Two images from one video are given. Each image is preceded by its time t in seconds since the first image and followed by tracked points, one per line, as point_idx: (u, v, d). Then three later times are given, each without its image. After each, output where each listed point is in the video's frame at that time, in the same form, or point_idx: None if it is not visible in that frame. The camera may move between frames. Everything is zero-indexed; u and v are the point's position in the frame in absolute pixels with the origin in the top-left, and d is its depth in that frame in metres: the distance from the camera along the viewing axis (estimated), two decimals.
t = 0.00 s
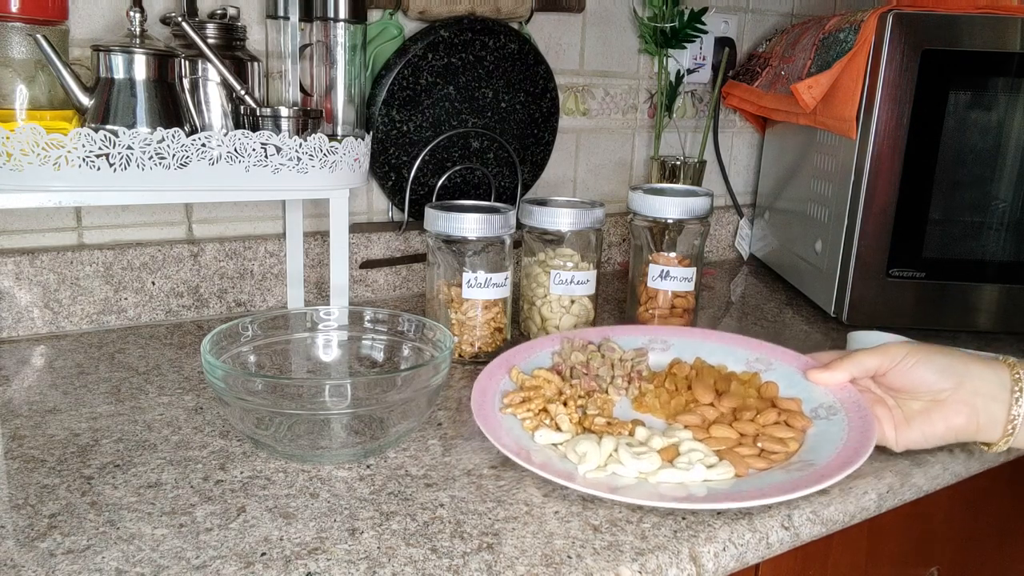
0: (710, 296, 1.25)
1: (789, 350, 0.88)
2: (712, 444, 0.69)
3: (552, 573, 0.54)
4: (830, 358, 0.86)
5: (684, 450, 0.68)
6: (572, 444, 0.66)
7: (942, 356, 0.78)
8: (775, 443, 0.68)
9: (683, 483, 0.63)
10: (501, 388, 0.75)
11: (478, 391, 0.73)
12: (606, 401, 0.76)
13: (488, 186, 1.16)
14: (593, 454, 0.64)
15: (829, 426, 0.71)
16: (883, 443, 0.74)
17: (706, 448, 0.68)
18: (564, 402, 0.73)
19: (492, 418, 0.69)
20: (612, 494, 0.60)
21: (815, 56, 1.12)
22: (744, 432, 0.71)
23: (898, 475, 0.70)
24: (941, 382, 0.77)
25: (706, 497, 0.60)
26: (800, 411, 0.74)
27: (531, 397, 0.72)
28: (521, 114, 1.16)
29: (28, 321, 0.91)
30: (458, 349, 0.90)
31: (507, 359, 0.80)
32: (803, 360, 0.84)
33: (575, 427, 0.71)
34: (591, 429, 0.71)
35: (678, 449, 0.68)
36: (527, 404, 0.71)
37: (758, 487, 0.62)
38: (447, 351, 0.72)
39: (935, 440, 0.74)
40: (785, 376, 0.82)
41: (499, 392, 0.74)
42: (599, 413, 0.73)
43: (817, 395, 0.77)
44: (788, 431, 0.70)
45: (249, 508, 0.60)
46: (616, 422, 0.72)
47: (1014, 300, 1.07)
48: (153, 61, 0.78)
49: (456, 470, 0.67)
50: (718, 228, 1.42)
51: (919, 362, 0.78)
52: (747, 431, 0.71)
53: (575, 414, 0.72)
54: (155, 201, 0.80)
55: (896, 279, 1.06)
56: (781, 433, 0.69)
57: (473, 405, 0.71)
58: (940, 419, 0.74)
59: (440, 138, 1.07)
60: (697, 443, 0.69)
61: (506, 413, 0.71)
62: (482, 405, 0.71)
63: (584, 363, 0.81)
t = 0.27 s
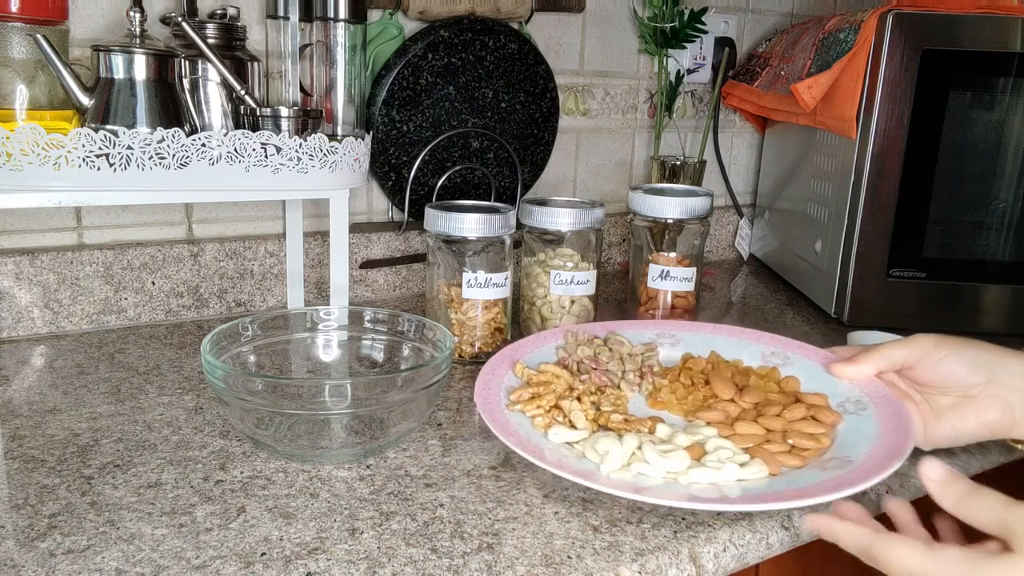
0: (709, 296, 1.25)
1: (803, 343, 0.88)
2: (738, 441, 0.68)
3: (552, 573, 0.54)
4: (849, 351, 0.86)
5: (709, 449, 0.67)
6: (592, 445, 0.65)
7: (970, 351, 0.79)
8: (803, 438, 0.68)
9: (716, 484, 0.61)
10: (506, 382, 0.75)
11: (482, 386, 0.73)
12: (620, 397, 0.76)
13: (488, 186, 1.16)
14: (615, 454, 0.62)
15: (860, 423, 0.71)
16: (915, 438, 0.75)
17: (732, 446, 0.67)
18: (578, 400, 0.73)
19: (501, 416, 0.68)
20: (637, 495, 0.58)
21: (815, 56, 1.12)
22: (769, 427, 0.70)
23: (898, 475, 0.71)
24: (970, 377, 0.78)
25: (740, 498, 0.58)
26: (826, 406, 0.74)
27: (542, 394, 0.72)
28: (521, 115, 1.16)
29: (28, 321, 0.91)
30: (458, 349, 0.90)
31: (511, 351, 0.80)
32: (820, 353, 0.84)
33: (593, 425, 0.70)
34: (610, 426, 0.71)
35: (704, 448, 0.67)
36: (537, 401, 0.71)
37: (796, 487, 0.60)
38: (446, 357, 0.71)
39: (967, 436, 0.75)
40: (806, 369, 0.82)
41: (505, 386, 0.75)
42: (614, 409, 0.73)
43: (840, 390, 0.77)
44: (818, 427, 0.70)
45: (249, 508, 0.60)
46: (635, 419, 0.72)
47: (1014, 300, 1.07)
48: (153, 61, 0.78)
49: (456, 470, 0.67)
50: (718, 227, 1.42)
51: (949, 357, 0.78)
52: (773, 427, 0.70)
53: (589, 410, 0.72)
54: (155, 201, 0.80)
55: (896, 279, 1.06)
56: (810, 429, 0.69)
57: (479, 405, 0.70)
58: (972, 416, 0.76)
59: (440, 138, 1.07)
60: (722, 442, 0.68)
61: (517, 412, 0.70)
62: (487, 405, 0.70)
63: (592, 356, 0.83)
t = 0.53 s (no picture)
0: (709, 296, 1.25)
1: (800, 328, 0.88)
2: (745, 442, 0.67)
3: (552, 573, 0.54)
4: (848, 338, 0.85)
5: (717, 451, 0.66)
6: (599, 452, 0.63)
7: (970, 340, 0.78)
8: (812, 438, 0.66)
9: (727, 490, 0.60)
10: (508, 382, 0.74)
11: (485, 386, 0.71)
12: (623, 394, 0.75)
13: (488, 186, 1.16)
14: (624, 463, 0.60)
15: (864, 417, 0.70)
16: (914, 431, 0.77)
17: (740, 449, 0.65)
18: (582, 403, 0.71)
19: (507, 420, 0.66)
20: (649, 507, 0.56)
21: (815, 56, 1.12)
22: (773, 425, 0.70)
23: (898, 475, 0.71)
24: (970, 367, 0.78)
25: (752, 506, 0.57)
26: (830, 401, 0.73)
27: (545, 396, 0.70)
28: (521, 114, 1.16)
29: (28, 321, 0.91)
30: (458, 349, 0.91)
31: (512, 349, 0.79)
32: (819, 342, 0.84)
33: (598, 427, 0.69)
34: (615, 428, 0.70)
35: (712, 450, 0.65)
36: (541, 404, 0.69)
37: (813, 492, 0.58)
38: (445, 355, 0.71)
39: (965, 426, 0.77)
40: (806, 360, 0.81)
41: (507, 387, 0.73)
42: (619, 411, 0.72)
43: (841, 380, 0.76)
44: (821, 423, 0.68)
45: (250, 508, 0.60)
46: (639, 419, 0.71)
47: (1015, 300, 1.07)
48: (153, 61, 0.78)
49: (456, 470, 0.67)
50: (718, 227, 1.42)
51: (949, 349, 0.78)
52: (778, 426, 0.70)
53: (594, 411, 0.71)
54: (155, 201, 0.80)
55: (895, 279, 1.06)
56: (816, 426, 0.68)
57: (484, 407, 0.67)
58: (971, 406, 0.77)
59: (440, 138, 1.07)
60: (729, 444, 0.67)
61: (521, 414, 0.69)
62: (492, 408, 0.67)
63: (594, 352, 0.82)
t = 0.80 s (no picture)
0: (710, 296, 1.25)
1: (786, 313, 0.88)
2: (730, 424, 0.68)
3: (552, 573, 0.54)
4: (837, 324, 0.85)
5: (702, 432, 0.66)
6: (584, 432, 0.63)
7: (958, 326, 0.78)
8: (798, 420, 0.67)
9: (712, 471, 0.60)
10: (492, 364, 0.74)
11: (470, 371, 0.71)
12: (607, 376, 0.75)
13: (488, 186, 1.16)
14: (609, 444, 0.61)
15: (851, 401, 0.70)
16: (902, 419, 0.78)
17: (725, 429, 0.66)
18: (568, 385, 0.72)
19: (491, 403, 0.66)
20: (636, 488, 0.57)
21: (815, 56, 1.12)
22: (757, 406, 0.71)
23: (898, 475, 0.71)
24: (959, 353, 0.77)
25: (739, 488, 0.57)
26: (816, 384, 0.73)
27: (530, 378, 0.70)
28: (521, 114, 1.16)
29: (28, 321, 0.91)
30: (458, 349, 0.91)
31: (497, 332, 0.79)
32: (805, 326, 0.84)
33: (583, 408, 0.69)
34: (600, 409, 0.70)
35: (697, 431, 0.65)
36: (525, 385, 0.69)
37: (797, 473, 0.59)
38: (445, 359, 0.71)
39: (953, 412, 0.77)
40: (793, 344, 0.81)
41: (491, 368, 0.73)
42: (604, 393, 0.72)
43: (829, 363, 0.76)
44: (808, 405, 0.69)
45: (250, 509, 0.60)
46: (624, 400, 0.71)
47: (1015, 300, 1.07)
48: (153, 61, 0.78)
49: (456, 470, 0.67)
50: (718, 227, 1.42)
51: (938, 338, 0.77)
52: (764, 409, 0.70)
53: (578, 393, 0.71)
54: (155, 201, 0.80)
55: (895, 279, 1.06)
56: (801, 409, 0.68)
57: (468, 391, 0.67)
58: (959, 393, 0.77)
59: (440, 138, 1.07)
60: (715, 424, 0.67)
61: (505, 396, 0.69)
62: (477, 393, 0.67)
63: (579, 334, 0.82)
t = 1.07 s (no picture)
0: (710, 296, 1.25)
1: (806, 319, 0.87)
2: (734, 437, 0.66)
3: (552, 573, 0.54)
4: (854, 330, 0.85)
5: (703, 445, 0.64)
6: (579, 443, 0.62)
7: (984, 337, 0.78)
8: (805, 435, 0.65)
9: (709, 486, 0.58)
10: (493, 369, 0.73)
11: (469, 376, 0.70)
12: (611, 385, 0.75)
13: (488, 186, 1.16)
14: (602, 456, 0.59)
15: (865, 412, 0.68)
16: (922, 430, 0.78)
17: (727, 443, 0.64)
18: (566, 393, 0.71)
19: (487, 408, 0.66)
20: (624, 503, 0.55)
21: (815, 57, 1.12)
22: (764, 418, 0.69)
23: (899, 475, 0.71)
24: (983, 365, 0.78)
25: (734, 505, 0.55)
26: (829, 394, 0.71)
27: (528, 386, 0.70)
28: (521, 114, 1.16)
29: (28, 321, 0.91)
30: (458, 349, 0.91)
31: (500, 336, 0.79)
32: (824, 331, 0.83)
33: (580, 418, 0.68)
34: (599, 419, 0.69)
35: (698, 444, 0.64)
36: (523, 393, 0.68)
37: (798, 491, 0.57)
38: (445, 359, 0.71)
39: (976, 425, 0.77)
40: (807, 351, 0.80)
41: (491, 374, 0.72)
42: (604, 402, 0.71)
43: (843, 373, 0.75)
44: (818, 418, 0.67)
45: (250, 508, 0.60)
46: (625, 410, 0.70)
47: (1014, 300, 1.07)
48: (153, 61, 0.78)
49: (456, 470, 0.67)
50: (718, 228, 1.42)
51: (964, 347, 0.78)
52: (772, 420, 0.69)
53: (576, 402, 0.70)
54: (155, 201, 0.80)
55: (896, 279, 1.06)
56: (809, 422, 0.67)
57: (466, 397, 0.67)
58: (983, 406, 0.77)
59: (440, 138, 1.07)
60: (717, 438, 0.65)
61: (502, 403, 0.68)
62: (474, 399, 0.66)
63: (585, 339, 0.81)
